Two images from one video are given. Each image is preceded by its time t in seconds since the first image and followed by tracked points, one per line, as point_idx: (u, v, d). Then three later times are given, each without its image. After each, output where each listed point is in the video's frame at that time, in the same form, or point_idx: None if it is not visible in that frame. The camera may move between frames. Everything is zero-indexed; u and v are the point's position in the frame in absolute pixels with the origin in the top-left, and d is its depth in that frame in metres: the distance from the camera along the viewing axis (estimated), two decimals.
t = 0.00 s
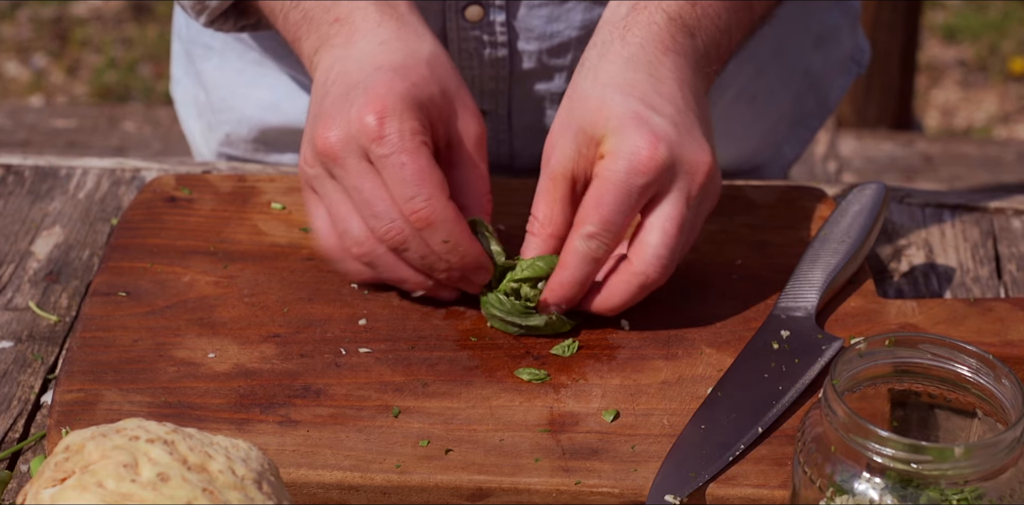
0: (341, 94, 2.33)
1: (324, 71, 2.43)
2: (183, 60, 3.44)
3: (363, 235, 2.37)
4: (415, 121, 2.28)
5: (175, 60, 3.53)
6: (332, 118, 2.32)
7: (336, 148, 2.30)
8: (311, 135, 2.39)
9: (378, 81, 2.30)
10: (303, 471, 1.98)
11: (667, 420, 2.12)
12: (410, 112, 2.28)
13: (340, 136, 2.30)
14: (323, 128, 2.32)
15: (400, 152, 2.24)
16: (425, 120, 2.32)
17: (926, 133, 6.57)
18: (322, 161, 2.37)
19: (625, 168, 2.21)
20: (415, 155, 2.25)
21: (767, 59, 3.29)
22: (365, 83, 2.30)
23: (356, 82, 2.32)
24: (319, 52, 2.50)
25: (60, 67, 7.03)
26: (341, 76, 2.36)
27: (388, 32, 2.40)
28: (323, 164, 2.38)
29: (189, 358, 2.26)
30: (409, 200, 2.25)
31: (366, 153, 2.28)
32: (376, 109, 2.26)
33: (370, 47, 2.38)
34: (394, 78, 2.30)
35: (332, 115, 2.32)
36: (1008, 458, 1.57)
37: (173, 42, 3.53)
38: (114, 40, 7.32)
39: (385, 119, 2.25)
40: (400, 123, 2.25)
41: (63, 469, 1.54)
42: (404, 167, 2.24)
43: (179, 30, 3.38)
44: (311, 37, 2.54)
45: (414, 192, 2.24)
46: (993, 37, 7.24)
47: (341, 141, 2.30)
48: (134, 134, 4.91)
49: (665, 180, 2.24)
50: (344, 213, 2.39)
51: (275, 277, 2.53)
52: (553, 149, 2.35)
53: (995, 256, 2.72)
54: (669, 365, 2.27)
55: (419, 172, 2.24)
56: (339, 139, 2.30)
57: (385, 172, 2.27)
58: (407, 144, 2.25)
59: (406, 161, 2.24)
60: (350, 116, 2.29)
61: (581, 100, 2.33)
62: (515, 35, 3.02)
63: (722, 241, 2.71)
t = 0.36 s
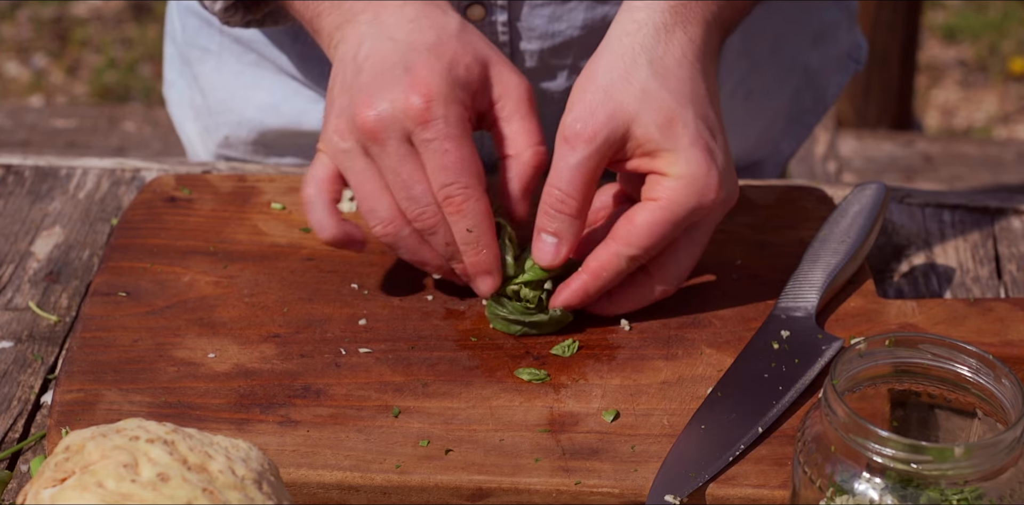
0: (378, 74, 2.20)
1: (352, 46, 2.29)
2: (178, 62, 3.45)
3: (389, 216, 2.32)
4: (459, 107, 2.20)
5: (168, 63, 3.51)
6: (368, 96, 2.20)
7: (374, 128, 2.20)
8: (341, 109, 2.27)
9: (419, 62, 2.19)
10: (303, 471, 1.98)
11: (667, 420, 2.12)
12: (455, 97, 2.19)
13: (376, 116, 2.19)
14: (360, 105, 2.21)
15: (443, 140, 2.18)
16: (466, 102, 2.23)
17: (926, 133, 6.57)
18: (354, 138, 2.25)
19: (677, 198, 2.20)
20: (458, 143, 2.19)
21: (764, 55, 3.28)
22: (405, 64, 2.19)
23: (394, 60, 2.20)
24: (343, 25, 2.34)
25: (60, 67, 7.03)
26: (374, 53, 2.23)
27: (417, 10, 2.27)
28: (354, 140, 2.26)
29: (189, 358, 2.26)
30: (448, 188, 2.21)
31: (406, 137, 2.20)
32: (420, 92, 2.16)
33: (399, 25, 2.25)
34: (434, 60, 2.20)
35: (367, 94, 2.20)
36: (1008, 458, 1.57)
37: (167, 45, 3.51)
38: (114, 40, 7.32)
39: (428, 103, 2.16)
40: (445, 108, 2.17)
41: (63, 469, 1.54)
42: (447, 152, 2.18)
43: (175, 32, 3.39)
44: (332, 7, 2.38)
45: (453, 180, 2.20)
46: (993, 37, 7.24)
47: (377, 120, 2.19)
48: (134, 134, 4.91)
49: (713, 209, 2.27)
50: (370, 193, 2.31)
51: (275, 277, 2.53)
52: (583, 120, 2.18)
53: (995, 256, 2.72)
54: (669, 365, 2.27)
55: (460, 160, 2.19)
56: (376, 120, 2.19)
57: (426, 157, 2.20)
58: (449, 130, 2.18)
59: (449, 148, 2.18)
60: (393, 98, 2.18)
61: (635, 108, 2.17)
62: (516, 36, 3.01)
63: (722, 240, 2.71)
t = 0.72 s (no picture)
0: (426, 94, 2.34)
1: (379, 87, 2.41)
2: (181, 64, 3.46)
3: (426, 230, 2.29)
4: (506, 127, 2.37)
5: (173, 64, 3.52)
6: (417, 114, 2.31)
7: (427, 137, 2.28)
8: (381, 136, 2.34)
9: (461, 87, 2.37)
10: (303, 471, 1.98)
11: (667, 420, 2.12)
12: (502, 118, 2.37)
13: (428, 129, 2.29)
14: (411, 121, 2.30)
15: (499, 148, 2.31)
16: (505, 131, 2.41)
17: (926, 133, 6.57)
18: (400, 155, 2.31)
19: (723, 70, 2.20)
20: (511, 153, 2.33)
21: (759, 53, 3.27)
22: (447, 88, 2.36)
23: (436, 88, 2.35)
24: (360, 73, 2.45)
25: (60, 68, 7.03)
26: (410, 86, 2.37)
27: (438, 61, 2.48)
28: (398, 159, 2.32)
29: (189, 358, 2.26)
30: (508, 192, 2.30)
31: (460, 147, 2.30)
32: (472, 105, 2.31)
33: (426, 70, 2.43)
34: (473, 88, 2.38)
35: (419, 112, 2.31)
36: (1008, 458, 1.57)
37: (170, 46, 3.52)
38: (114, 40, 7.32)
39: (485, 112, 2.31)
40: (496, 120, 2.33)
41: (63, 469, 1.54)
42: (505, 159, 2.32)
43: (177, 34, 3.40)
44: (343, 66, 2.47)
45: (512, 185, 2.31)
46: (993, 37, 7.25)
47: (430, 131, 2.29)
48: (134, 134, 4.91)
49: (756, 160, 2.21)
50: (409, 210, 2.29)
51: (275, 277, 2.53)
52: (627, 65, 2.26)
53: (995, 256, 2.72)
54: (669, 365, 2.27)
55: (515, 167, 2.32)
56: (432, 129, 2.29)
57: (481, 166, 2.31)
58: (504, 140, 2.32)
59: (505, 156, 2.32)
60: (445, 111, 2.30)
61: (677, 52, 2.24)
62: (519, 43, 3.02)
63: (722, 240, 2.71)
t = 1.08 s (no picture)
0: (420, 103, 2.32)
1: (376, 89, 2.40)
2: (181, 62, 3.46)
3: (418, 244, 2.29)
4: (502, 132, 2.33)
5: (172, 61, 3.53)
6: (409, 125, 2.29)
7: (419, 152, 2.27)
8: (377, 145, 2.35)
9: (457, 93, 2.33)
10: (303, 471, 1.98)
11: (667, 420, 2.12)
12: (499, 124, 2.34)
13: (421, 142, 2.27)
14: (404, 133, 2.29)
15: (494, 159, 2.28)
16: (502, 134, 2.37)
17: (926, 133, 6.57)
18: (395, 168, 2.31)
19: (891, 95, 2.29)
20: (507, 162, 2.30)
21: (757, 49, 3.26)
22: (442, 95, 2.33)
23: (432, 94, 2.33)
24: (360, 73, 2.45)
25: (60, 67, 7.03)
26: (406, 91, 2.36)
27: (439, 55, 2.43)
28: (393, 171, 2.31)
29: (189, 358, 2.26)
30: (504, 204, 2.29)
31: (454, 159, 2.28)
32: (466, 114, 2.28)
33: (426, 68, 2.40)
34: (470, 91, 2.34)
35: (413, 123, 2.29)
36: (1008, 458, 1.57)
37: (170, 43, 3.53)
38: (114, 40, 7.32)
39: (478, 123, 2.28)
40: (492, 128, 2.30)
41: (63, 469, 1.54)
42: (502, 170, 2.29)
43: (178, 33, 3.41)
44: (344, 56, 2.47)
45: (508, 197, 2.29)
46: (993, 37, 7.25)
47: (423, 144, 2.27)
48: (134, 134, 4.91)
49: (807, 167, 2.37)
50: (402, 223, 2.30)
51: (275, 277, 2.53)
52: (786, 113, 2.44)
53: (995, 256, 2.72)
54: (669, 365, 2.27)
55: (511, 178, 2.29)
56: (424, 142, 2.27)
57: (476, 178, 2.29)
58: (499, 151, 2.29)
59: (502, 167, 2.29)
60: (440, 123, 2.28)
61: (869, 71, 2.35)
62: (522, 46, 3.02)
63: (722, 240, 2.70)
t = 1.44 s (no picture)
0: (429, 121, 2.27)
1: (396, 105, 2.36)
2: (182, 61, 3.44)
3: (423, 263, 2.26)
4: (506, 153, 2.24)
5: (167, 58, 3.52)
6: (415, 143, 2.25)
7: (418, 171, 2.23)
8: (385, 162, 2.32)
9: (466, 112, 2.26)
10: (303, 471, 1.98)
11: (667, 420, 2.12)
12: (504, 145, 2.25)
13: (422, 160, 2.23)
14: (410, 151, 2.25)
15: (495, 179, 2.20)
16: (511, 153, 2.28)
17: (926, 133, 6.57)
18: (400, 186, 2.28)
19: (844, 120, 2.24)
20: (509, 182, 2.20)
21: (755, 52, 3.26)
22: (451, 113, 2.27)
23: (441, 111, 2.27)
24: (383, 88, 2.42)
25: (60, 67, 7.03)
26: (420, 107, 2.31)
27: (461, 72, 2.37)
28: (398, 189, 2.29)
29: (189, 358, 2.26)
30: (503, 225, 2.17)
31: (456, 178, 2.22)
32: (470, 133, 2.22)
33: (445, 84, 2.34)
34: (481, 110, 2.27)
35: (418, 141, 2.25)
36: (1008, 458, 1.57)
37: (167, 39, 3.50)
38: (114, 40, 7.32)
39: (479, 144, 2.21)
40: (495, 148, 2.23)
41: (63, 469, 1.54)
42: (502, 189, 2.19)
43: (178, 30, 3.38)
44: (369, 70, 2.45)
45: (509, 218, 2.17)
46: (993, 37, 7.25)
47: (423, 162, 2.23)
48: (134, 134, 4.91)
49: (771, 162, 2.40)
50: (404, 243, 2.27)
51: (275, 277, 2.53)
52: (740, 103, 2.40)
53: (995, 256, 2.72)
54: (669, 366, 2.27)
55: (514, 199, 2.19)
56: (425, 161, 2.23)
57: (477, 198, 2.20)
58: (500, 171, 2.21)
59: (502, 186, 2.19)
60: (443, 142, 2.22)
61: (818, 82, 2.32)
62: (529, 52, 3.00)
63: (722, 240, 2.70)
